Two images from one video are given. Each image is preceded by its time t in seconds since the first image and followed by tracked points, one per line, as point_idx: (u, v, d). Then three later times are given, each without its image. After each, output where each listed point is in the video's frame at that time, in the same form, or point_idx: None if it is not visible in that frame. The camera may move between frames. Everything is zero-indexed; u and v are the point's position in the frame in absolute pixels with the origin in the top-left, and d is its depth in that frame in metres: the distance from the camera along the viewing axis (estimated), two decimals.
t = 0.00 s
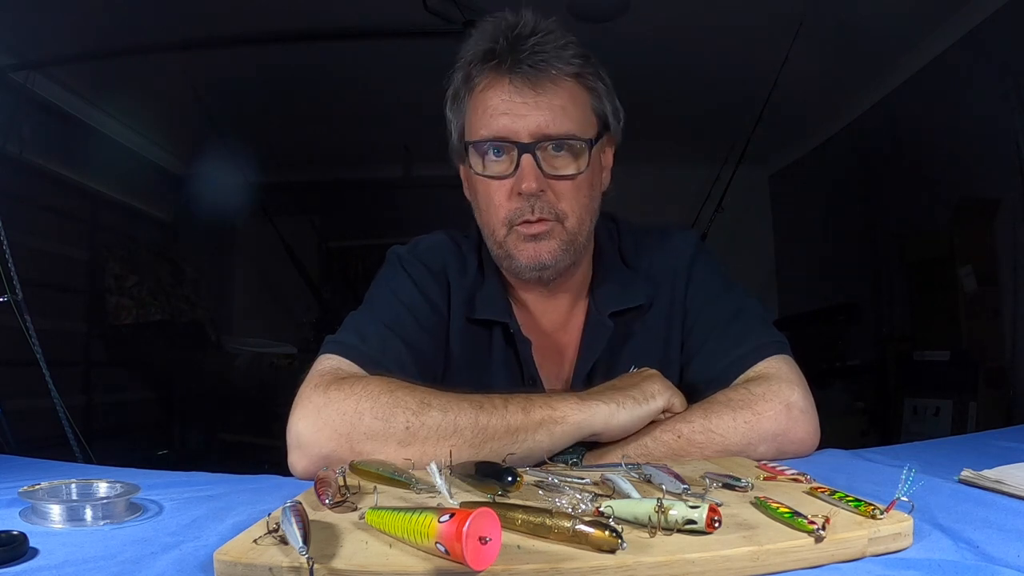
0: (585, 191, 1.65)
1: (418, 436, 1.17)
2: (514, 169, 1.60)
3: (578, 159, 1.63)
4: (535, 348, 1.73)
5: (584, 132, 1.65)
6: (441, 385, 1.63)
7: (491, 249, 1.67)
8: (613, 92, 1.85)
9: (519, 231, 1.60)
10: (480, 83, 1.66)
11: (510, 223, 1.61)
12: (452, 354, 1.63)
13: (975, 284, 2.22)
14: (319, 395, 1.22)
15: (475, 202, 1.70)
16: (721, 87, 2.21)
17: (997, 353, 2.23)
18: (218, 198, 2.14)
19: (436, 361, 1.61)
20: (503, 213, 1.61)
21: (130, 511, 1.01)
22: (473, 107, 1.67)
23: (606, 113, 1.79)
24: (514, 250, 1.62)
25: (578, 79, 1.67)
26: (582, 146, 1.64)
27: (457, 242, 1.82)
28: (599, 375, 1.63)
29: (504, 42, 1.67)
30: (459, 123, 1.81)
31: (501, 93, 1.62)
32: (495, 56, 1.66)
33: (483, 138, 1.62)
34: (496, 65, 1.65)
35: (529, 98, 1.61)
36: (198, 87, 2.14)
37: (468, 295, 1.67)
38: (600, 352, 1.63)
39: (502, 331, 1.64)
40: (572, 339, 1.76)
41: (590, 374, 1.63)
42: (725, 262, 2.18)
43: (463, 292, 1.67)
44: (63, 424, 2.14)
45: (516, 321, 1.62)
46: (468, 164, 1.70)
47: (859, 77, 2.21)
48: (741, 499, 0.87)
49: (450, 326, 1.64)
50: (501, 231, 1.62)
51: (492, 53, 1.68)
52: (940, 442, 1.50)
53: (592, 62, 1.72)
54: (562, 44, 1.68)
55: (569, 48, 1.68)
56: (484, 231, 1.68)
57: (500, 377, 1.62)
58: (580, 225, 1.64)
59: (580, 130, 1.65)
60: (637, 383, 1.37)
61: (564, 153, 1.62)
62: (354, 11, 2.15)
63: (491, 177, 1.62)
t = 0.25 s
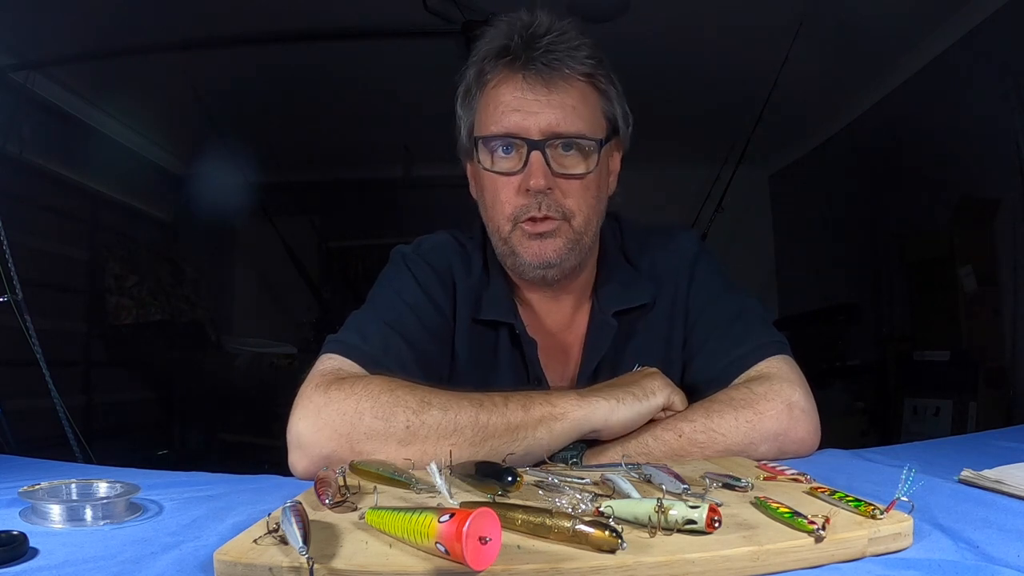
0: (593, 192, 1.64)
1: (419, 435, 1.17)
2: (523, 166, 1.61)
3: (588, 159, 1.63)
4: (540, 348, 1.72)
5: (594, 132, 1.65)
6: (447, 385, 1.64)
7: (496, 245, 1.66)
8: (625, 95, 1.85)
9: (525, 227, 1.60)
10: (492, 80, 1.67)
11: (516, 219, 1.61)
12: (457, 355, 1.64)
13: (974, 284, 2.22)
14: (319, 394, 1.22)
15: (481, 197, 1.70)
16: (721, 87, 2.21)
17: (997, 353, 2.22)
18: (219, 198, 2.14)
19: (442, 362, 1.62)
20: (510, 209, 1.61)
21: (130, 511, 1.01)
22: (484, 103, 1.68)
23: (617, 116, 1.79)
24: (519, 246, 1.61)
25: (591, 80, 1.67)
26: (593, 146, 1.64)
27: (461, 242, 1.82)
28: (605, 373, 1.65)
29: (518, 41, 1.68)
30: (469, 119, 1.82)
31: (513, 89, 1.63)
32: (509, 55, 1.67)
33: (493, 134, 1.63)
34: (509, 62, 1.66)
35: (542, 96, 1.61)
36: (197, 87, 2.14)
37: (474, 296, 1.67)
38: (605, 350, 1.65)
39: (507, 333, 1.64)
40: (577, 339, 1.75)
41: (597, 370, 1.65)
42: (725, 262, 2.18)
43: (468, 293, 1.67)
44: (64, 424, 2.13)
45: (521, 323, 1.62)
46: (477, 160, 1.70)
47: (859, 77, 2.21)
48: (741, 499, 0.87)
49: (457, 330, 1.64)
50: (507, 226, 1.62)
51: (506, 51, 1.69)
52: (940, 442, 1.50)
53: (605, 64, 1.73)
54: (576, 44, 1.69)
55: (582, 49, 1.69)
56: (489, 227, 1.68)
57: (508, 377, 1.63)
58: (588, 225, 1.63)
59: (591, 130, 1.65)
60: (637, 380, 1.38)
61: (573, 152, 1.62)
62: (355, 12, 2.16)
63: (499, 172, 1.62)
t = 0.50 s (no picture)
0: (594, 191, 1.65)
1: (419, 435, 1.17)
2: (523, 165, 1.61)
3: (588, 157, 1.63)
4: (544, 350, 1.73)
5: (595, 130, 1.65)
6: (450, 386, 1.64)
7: (499, 246, 1.66)
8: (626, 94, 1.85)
9: (527, 227, 1.60)
10: (492, 79, 1.67)
11: (518, 219, 1.61)
12: (460, 357, 1.64)
13: (975, 284, 2.21)
14: (320, 394, 1.22)
15: (483, 197, 1.71)
16: (721, 87, 2.22)
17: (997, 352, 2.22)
18: (219, 198, 2.14)
19: (444, 363, 1.62)
20: (511, 209, 1.61)
21: (130, 511, 1.01)
22: (484, 103, 1.68)
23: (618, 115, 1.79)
24: (521, 246, 1.61)
25: (591, 78, 1.67)
26: (593, 144, 1.64)
27: (463, 243, 1.82)
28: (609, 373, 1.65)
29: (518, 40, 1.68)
30: (469, 119, 1.82)
31: (513, 88, 1.63)
32: (509, 53, 1.68)
33: (493, 133, 1.63)
34: (509, 61, 1.66)
35: (541, 94, 1.62)
36: (197, 87, 2.14)
37: (477, 297, 1.67)
38: (608, 350, 1.64)
39: (510, 335, 1.64)
40: (579, 342, 1.77)
41: (601, 369, 1.65)
42: (725, 262, 2.18)
43: (471, 295, 1.67)
44: (64, 424, 2.13)
45: (524, 325, 1.62)
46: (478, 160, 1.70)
47: (859, 77, 2.21)
48: (741, 499, 0.87)
49: (460, 332, 1.64)
50: (509, 226, 1.62)
51: (505, 50, 1.69)
52: (940, 442, 1.50)
53: (605, 62, 1.73)
54: (575, 42, 1.69)
55: (582, 48, 1.69)
56: (491, 227, 1.68)
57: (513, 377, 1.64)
58: (590, 224, 1.63)
59: (591, 129, 1.65)
60: (638, 379, 1.38)
61: (574, 151, 1.62)
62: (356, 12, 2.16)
63: (500, 172, 1.62)
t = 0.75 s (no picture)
0: (588, 193, 1.64)
1: (419, 434, 1.17)
2: (516, 168, 1.60)
3: (581, 159, 1.63)
4: (543, 352, 1.73)
5: (588, 132, 1.64)
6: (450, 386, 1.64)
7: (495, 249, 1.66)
8: (624, 94, 1.83)
9: (520, 230, 1.60)
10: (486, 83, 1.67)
11: (512, 222, 1.60)
12: (460, 358, 1.63)
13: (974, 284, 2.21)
14: (320, 395, 1.22)
15: (479, 201, 1.71)
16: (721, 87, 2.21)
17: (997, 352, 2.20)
18: (219, 198, 2.14)
19: (444, 363, 1.61)
20: (505, 213, 1.61)
21: (130, 511, 1.01)
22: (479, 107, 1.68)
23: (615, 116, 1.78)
24: (516, 250, 1.61)
25: (585, 79, 1.67)
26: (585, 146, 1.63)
27: (464, 244, 1.82)
28: (608, 373, 1.65)
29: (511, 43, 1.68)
30: (467, 123, 1.82)
31: (505, 92, 1.63)
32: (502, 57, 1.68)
33: (487, 137, 1.63)
34: (502, 64, 1.66)
35: (534, 97, 1.61)
36: (197, 87, 2.14)
37: (477, 298, 1.67)
38: (607, 351, 1.65)
39: (510, 336, 1.64)
40: (578, 343, 1.77)
41: (600, 370, 1.65)
42: (725, 262, 2.18)
43: (471, 296, 1.67)
44: (64, 424, 2.13)
45: (524, 326, 1.62)
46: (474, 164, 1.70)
47: (860, 77, 2.22)
48: (741, 499, 0.87)
49: (459, 332, 1.64)
50: (503, 230, 1.62)
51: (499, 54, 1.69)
52: (941, 442, 1.50)
53: (600, 63, 1.72)
54: (568, 44, 1.68)
55: (575, 49, 1.68)
56: (487, 230, 1.68)
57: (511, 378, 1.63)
58: (584, 226, 1.63)
59: (584, 130, 1.64)
60: (638, 379, 1.38)
61: (566, 154, 1.62)
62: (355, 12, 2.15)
63: (494, 176, 1.62)
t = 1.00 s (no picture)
0: (551, 193, 1.62)
1: (419, 434, 1.17)
2: (477, 171, 1.60)
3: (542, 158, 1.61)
4: (537, 352, 1.71)
5: (548, 130, 1.63)
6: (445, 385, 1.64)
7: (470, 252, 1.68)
8: (599, 88, 1.80)
9: (485, 233, 1.60)
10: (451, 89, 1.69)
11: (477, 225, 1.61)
12: (454, 357, 1.63)
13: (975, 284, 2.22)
14: (320, 394, 1.22)
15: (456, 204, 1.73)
16: (721, 87, 2.21)
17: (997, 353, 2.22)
18: (218, 198, 2.14)
19: (439, 363, 1.61)
20: (471, 216, 1.61)
21: (130, 511, 1.01)
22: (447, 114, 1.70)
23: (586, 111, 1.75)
24: (484, 252, 1.62)
25: (547, 78, 1.64)
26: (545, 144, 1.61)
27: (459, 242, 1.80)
28: (601, 373, 1.65)
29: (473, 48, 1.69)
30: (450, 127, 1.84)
31: (469, 95, 1.64)
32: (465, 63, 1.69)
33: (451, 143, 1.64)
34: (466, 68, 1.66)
35: (491, 99, 1.60)
36: (197, 87, 2.14)
37: (471, 299, 1.67)
38: (600, 351, 1.64)
39: (503, 334, 1.64)
40: (571, 342, 1.76)
41: (593, 371, 1.64)
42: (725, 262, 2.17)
43: (465, 295, 1.67)
44: (64, 424, 2.14)
45: (517, 325, 1.62)
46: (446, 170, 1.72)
47: (858, 77, 2.21)
48: (741, 499, 0.87)
49: (452, 330, 1.64)
50: (470, 232, 1.62)
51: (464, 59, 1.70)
52: (941, 442, 1.50)
53: (566, 59, 1.69)
54: (527, 42, 1.67)
55: (536, 47, 1.67)
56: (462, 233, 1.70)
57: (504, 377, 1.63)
58: (549, 224, 1.61)
59: (544, 128, 1.62)
60: (637, 378, 1.38)
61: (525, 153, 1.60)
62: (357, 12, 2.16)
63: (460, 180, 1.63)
